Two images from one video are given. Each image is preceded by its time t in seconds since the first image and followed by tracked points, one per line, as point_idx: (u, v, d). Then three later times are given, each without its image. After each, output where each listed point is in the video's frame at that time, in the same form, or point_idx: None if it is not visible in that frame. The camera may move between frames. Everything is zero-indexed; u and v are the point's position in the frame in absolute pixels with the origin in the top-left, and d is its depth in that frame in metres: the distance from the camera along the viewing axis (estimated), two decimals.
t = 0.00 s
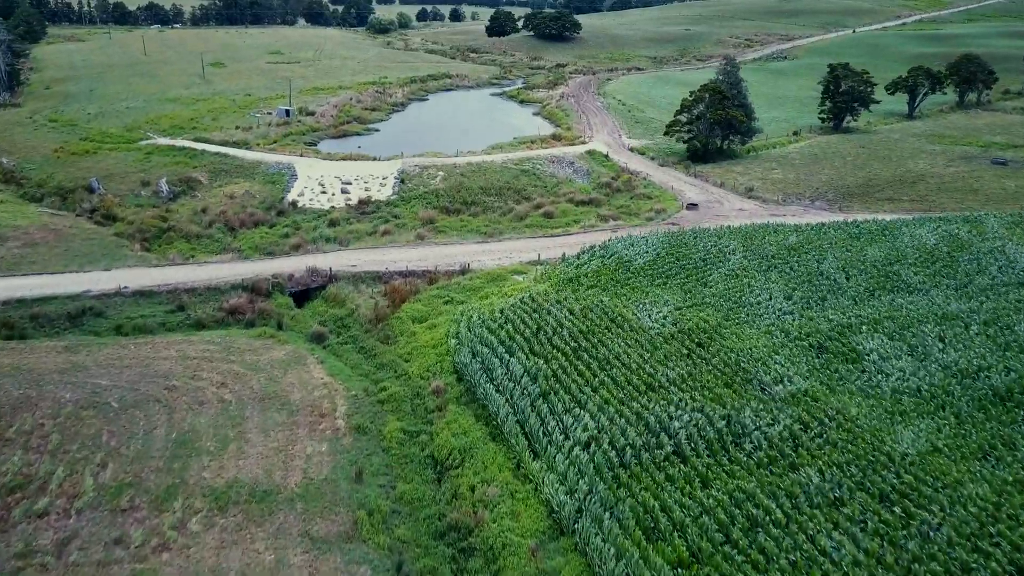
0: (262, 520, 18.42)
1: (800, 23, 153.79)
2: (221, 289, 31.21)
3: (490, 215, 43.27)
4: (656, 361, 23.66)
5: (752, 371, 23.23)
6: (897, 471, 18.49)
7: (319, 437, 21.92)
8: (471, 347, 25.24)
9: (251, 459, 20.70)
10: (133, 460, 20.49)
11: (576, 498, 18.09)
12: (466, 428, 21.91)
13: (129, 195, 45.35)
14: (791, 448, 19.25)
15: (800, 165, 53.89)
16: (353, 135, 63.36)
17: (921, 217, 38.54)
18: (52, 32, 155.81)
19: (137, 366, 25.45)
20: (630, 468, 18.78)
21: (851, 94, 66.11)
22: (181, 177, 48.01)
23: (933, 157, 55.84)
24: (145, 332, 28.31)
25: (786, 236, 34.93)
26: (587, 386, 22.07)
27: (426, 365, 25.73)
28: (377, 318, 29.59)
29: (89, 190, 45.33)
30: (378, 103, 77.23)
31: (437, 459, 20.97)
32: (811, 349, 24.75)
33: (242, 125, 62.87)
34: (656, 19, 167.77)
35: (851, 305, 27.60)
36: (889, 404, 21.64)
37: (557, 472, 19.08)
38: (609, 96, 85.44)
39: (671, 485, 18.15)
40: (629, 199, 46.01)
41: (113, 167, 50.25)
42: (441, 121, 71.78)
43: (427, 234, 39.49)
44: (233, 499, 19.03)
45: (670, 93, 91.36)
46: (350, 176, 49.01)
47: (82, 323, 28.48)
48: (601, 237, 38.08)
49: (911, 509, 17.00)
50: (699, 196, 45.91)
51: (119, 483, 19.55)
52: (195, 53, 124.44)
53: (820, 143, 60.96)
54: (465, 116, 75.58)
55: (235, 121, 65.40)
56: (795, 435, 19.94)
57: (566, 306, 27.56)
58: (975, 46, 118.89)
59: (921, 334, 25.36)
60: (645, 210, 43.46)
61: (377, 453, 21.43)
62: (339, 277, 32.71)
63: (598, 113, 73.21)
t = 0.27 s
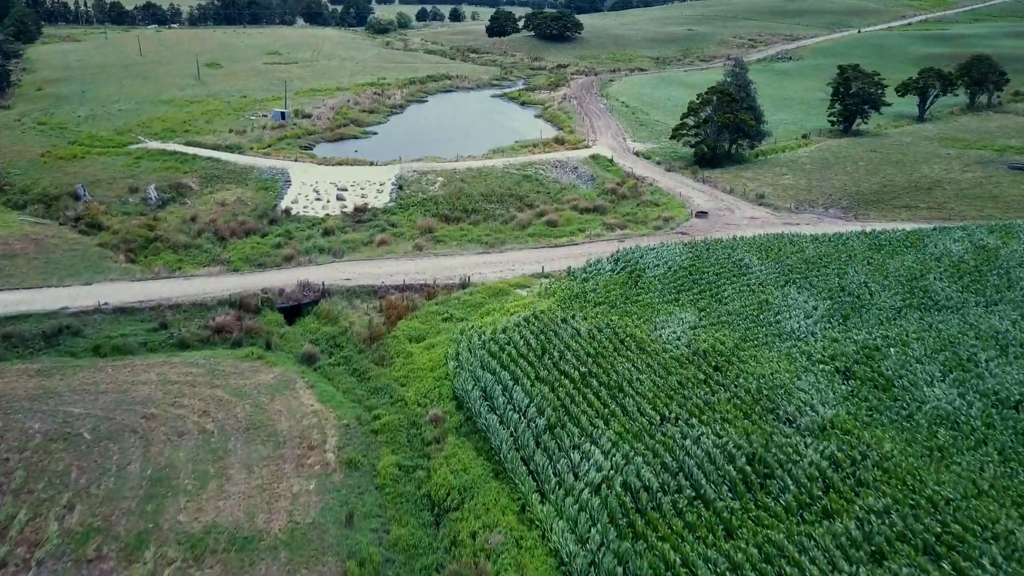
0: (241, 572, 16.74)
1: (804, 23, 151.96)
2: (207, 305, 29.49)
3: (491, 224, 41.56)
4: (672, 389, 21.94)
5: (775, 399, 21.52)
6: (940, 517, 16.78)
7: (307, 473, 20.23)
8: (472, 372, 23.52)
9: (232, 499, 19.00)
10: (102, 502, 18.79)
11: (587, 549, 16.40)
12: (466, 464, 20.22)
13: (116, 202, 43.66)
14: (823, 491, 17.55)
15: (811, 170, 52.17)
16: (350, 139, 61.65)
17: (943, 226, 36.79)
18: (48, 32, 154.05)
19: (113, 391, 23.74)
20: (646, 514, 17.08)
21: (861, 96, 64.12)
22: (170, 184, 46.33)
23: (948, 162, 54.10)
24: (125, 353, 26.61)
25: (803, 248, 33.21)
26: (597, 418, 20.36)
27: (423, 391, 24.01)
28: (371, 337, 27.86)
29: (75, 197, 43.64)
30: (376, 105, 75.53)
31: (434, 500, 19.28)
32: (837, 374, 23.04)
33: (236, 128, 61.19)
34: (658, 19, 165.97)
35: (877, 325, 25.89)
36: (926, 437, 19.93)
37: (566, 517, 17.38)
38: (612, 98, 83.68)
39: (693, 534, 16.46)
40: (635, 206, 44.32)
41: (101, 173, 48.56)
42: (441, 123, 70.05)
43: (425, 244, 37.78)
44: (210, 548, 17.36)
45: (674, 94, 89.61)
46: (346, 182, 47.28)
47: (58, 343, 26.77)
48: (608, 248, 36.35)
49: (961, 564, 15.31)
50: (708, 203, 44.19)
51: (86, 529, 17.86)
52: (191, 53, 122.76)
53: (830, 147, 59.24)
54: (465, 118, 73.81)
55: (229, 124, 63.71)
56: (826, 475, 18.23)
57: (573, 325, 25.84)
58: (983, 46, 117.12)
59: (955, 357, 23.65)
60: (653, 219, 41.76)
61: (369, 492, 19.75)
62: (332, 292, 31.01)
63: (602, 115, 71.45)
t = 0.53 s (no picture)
0: None
1: (807, 23, 150.30)
2: (191, 323, 27.80)
3: (492, 233, 39.87)
4: (689, 422, 20.26)
5: (801, 432, 19.85)
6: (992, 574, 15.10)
7: (292, 515, 18.56)
8: (472, 400, 21.84)
9: (208, 548, 17.33)
10: (66, 551, 17.13)
11: None
12: (465, 507, 18.57)
13: (102, 210, 41.99)
14: (860, 542, 15.86)
15: (823, 175, 50.48)
16: (347, 143, 59.95)
17: (965, 237, 35.11)
18: (43, 32, 152.34)
19: (85, 420, 22.06)
20: (666, 569, 15.40)
21: (872, 98, 62.94)
22: (159, 190, 44.67)
23: (963, 167, 52.41)
24: (101, 376, 24.94)
25: (821, 261, 31.51)
26: (609, 456, 18.68)
27: (420, 420, 22.33)
28: (365, 358, 26.19)
29: (59, 204, 41.97)
30: (374, 107, 73.87)
31: (431, 547, 17.63)
32: (867, 403, 21.36)
33: (230, 131, 59.54)
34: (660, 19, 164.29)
35: (906, 348, 24.20)
36: (968, 477, 18.25)
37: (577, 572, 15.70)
38: (615, 99, 81.98)
39: None
40: (641, 214, 42.64)
41: (88, 179, 46.90)
42: (440, 126, 68.33)
43: (423, 255, 36.09)
44: None
45: (679, 95, 87.90)
46: (341, 188, 45.58)
47: (31, 365, 25.10)
48: (614, 260, 34.68)
49: None
50: (718, 211, 42.50)
51: None
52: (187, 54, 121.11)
53: (841, 151, 57.54)
54: (465, 121, 72.07)
55: (223, 126, 62.05)
56: (862, 522, 16.54)
57: (581, 347, 24.15)
58: (991, 47, 115.40)
59: (992, 385, 21.97)
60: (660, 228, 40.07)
61: (359, 537, 18.08)
62: (324, 308, 29.33)
63: (605, 118, 69.76)
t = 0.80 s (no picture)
0: None
1: (811, 23, 148.60)
2: (172, 343, 26.07)
3: (492, 242, 38.18)
4: (709, 460, 18.59)
5: (832, 472, 18.19)
6: None
7: (274, 567, 16.84)
8: (472, 434, 20.16)
9: None
10: None
11: None
12: (465, 557, 16.93)
13: (87, 218, 40.29)
14: None
15: (835, 181, 48.79)
16: (343, 146, 58.24)
17: (991, 249, 33.40)
18: (39, 32, 150.57)
19: (53, 454, 20.32)
20: None
21: (883, 101, 61.11)
22: (146, 197, 42.96)
23: (980, 172, 50.70)
24: (75, 402, 23.23)
25: (841, 275, 29.85)
26: (623, 501, 17.01)
27: (416, 453, 20.64)
28: (358, 381, 24.48)
29: (41, 212, 40.26)
30: (372, 109, 72.20)
31: None
32: (902, 437, 19.70)
33: (222, 134, 57.85)
34: (662, 19, 162.60)
35: (938, 373, 22.55)
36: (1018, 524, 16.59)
37: None
38: (618, 101, 80.21)
39: None
40: (648, 222, 40.98)
41: (73, 185, 45.20)
42: (439, 129, 66.57)
43: (422, 267, 34.40)
44: None
45: (683, 97, 86.19)
46: (336, 195, 43.85)
47: None
48: (622, 272, 32.98)
49: None
50: (728, 219, 40.80)
51: None
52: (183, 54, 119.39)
53: (852, 156, 55.86)
54: (465, 124, 70.31)
55: (216, 129, 60.36)
56: None
57: (589, 372, 22.49)
58: (998, 48, 113.65)
59: None
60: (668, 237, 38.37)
61: None
62: (315, 326, 27.63)
63: (608, 120, 68.00)
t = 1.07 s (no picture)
0: None
1: (815, 23, 146.87)
2: (151, 366, 24.35)
3: (494, 253, 36.50)
4: (733, 506, 16.88)
5: (869, 520, 16.49)
6: None
7: None
8: (472, 474, 18.42)
9: None
10: None
11: None
12: None
13: (69, 226, 38.57)
14: None
15: (848, 187, 47.09)
16: (339, 151, 56.48)
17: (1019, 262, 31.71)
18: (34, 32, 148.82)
19: (14, 494, 18.61)
20: None
21: (895, 103, 59.61)
22: (133, 204, 41.23)
23: (997, 178, 49.03)
24: (43, 433, 21.52)
25: (862, 291, 28.17)
26: (641, 557, 15.30)
27: (411, 494, 18.98)
28: (349, 409, 22.79)
29: (23, 221, 38.54)
30: (369, 111, 70.54)
31: None
32: (944, 478, 18.01)
33: (215, 138, 56.17)
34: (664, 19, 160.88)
35: (975, 403, 20.89)
36: None
37: None
38: (621, 103, 78.49)
39: None
40: (656, 231, 39.32)
41: (58, 191, 43.50)
42: (438, 133, 64.82)
43: (419, 280, 32.73)
44: None
45: (687, 99, 84.51)
46: (331, 202, 42.11)
47: None
48: (630, 287, 31.28)
49: None
50: (739, 228, 39.14)
51: None
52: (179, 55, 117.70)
53: (864, 160, 54.18)
54: (465, 127, 68.54)
55: (208, 133, 58.69)
56: None
57: (598, 402, 20.79)
58: (1007, 48, 111.91)
59: None
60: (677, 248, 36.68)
61: None
62: (304, 347, 25.92)
63: (612, 123, 66.24)
